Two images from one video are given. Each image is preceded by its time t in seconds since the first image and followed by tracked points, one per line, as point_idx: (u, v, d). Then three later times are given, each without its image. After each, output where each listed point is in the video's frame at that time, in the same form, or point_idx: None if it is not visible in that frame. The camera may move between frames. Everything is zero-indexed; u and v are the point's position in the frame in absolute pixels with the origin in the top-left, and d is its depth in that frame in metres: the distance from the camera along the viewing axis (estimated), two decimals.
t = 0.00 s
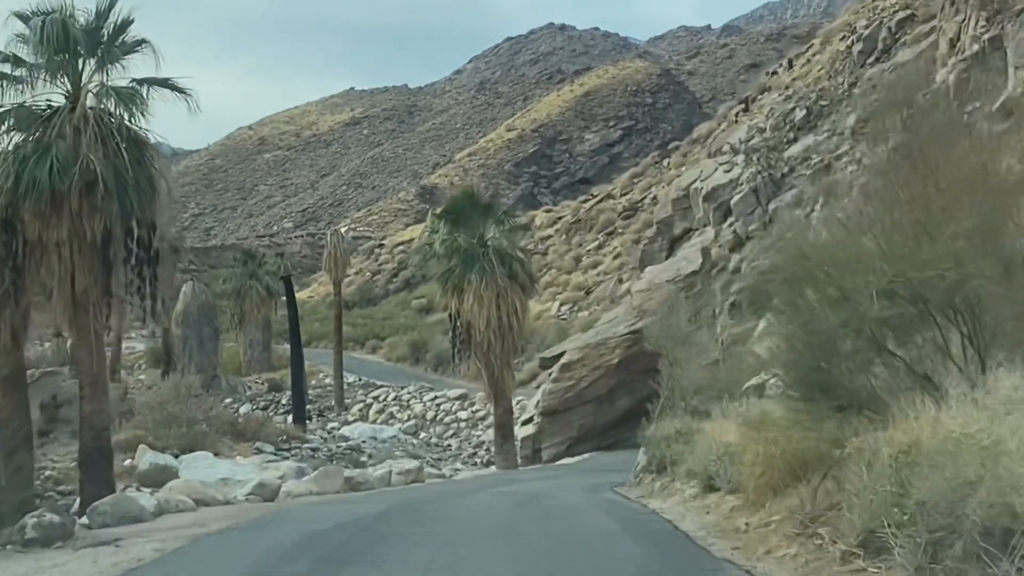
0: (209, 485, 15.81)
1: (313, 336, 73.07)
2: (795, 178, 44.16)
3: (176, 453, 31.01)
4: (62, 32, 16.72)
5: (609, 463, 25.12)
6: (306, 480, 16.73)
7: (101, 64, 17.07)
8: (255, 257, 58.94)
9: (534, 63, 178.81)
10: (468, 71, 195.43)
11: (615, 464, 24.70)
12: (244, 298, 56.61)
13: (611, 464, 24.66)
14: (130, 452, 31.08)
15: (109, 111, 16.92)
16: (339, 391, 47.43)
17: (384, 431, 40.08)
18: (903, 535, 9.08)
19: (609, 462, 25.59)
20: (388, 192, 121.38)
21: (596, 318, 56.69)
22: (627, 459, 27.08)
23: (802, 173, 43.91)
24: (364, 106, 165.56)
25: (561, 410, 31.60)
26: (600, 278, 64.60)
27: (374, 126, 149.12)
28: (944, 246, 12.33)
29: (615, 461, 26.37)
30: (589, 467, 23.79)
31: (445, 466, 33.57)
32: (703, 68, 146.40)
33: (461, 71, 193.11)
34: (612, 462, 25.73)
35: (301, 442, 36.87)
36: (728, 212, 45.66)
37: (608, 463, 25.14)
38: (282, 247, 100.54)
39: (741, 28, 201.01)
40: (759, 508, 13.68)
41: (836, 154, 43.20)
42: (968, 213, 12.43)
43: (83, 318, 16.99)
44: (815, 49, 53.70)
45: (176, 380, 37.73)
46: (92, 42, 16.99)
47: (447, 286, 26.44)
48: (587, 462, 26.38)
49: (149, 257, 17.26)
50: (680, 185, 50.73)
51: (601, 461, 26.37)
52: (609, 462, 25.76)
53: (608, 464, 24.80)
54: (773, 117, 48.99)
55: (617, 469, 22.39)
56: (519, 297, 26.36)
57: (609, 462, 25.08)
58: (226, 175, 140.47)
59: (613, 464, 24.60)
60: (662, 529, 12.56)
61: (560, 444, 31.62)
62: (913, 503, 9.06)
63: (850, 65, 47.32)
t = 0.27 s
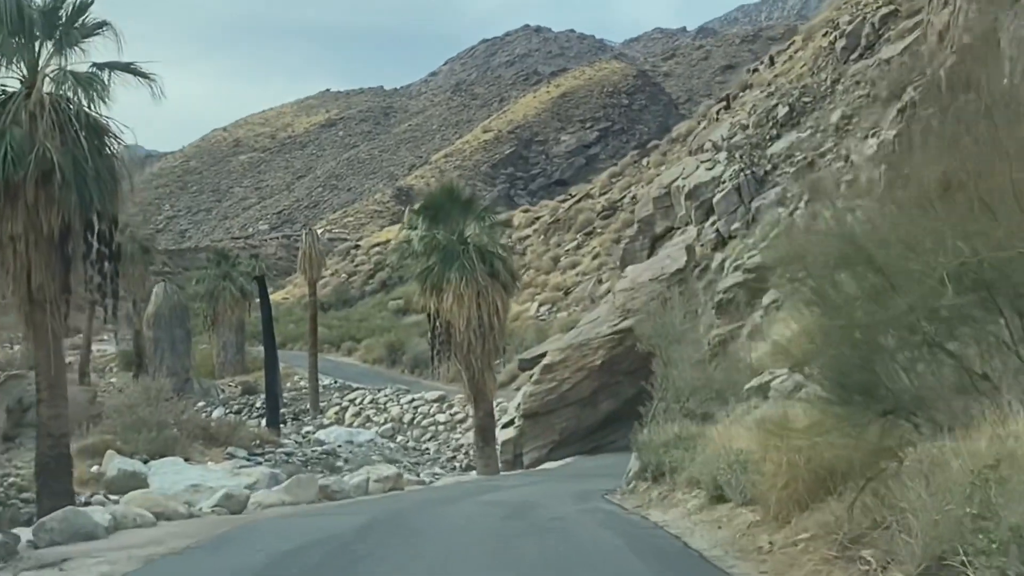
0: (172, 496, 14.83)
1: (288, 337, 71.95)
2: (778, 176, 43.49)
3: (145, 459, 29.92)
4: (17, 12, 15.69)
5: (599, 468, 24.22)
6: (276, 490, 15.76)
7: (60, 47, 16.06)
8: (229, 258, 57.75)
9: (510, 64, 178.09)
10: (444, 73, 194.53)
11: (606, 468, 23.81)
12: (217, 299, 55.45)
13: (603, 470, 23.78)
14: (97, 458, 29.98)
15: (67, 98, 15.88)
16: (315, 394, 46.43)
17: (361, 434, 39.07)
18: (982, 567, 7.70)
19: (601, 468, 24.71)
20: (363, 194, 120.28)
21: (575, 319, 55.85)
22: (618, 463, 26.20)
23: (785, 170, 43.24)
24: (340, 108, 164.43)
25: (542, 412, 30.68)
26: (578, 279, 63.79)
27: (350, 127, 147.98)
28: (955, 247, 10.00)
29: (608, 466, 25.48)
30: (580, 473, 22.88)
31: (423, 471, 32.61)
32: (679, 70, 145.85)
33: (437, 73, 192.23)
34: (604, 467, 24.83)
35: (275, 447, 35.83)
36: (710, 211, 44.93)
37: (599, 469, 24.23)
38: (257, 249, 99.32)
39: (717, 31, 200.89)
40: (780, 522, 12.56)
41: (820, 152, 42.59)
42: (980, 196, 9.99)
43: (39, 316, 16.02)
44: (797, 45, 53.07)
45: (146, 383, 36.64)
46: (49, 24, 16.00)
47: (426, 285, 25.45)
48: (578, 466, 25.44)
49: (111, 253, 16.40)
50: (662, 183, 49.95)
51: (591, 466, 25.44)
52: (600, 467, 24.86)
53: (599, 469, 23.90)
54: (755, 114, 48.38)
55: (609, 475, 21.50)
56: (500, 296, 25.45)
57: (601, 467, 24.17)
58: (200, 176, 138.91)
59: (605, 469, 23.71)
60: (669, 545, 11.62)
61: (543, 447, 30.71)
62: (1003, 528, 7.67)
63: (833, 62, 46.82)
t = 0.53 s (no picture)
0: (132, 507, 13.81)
1: (262, 338, 70.80)
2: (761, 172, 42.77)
3: (111, 464, 28.83)
4: None
5: (591, 473, 23.39)
6: (245, 499, 14.77)
7: (12, 28, 15.10)
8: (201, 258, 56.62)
9: (485, 66, 177.19)
10: (419, 74, 193.48)
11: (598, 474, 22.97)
12: (189, 300, 54.25)
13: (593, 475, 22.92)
14: (61, 463, 28.86)
15: (19, 81, 14.88)
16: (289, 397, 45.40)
17: (336, 438, 38.08)
18: None
19: (591, 473, 23.87)
20: (338, 195, 119.09)
21: (554, 319, 54.98)
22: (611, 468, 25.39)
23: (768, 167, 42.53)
24: (315, 108, 163.19)
25: (523, 415, 29.80)
26: (557, 279, 62.95)
27: (325, 127, 146.69)
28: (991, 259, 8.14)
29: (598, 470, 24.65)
30: (572, 478, 22.02)
31: (400, 476, 31.65)
32: (655, 71, 145.25)
33: (413, 74, 191.14)
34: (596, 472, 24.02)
35: (247, 451, 34.80)
36: (692, 208, 44.17)
37: (590, 474, 23.39)
38: (231, 250, 97.99)
39: (692, 32, 200.49)
40: (810, 541, 11.18)
41: (803, 149, 41.92)
42: None
43: None
44: (778, 42, 52.40)
45: (114, 386, 35.50)
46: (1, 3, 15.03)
47: (403, 283, 24.48)
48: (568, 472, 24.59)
49: (67, 247, 15.42)
50: (642, 181, 49.15)
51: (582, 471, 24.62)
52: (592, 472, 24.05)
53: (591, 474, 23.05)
54: (737, 110, 47.63)
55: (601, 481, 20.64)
56: (481, 295, 24.54)
57: (594, 473, 23.33)
58: (173, 177, 137.33)
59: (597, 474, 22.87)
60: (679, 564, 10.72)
61: (523, 451, 29.84)
62: None
63: (817, 57, 46.35)
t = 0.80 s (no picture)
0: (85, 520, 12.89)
1: (236, 338, 69.68)
2: (744, 168, 42.07)
3: (77, 467, 27.79)
4: None
5: (582, 476, 22.50)
6: (210, 510, 13.88)
7: None
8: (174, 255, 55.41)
9: (462, 64, 176.19)
10: (396, 73, 192.37)
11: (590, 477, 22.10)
12: (161, 299, 53.09)
13: (584, 478, 22.04)
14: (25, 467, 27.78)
15: None
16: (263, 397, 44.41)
17: (311, 439, 37.10)
18: None
19: (583, 475, 23.00)
20: (314, 194, 117.90)
21: (534, 317, 54.12)
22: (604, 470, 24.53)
23: (752, 163, 41.85)
24: (291, 107, 161.84)
25: (504, 415, 28.91)
26: (536, 276, 62.08)
27: (300, 126, 145.35)
28: None
29: (588, 472, 23.78)
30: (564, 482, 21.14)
31: (377, 478, 30.73)
32: (631, 68, 144.35)
33: (389, 73, 190.03)
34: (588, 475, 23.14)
35: (219, 453, 33.75)
36: (674, 204, 43.40)
37: (580, 476, 22.50)
38: (205, 250, 96.74)
39: (669, 30, 200.12)
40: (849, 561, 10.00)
41: (787, 144, 41.22)
42: None
43: None
44: (761, 35, 51.71)
45: (81, 387, 34.40)
46: None
47: (380, 279, 23.53)
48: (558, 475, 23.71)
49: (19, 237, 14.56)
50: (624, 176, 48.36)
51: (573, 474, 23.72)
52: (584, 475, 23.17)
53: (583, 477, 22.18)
54: (720, 105, 47.01)
55: (595, 484, 19.76)
56: (461, 290, 23.67)
57: (586, 476, 22.45)
58: (147, 176, 135.71)
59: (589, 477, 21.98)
60: None
61: (504, 453, 28.94)
62: None
63: (800, 50, 45.68)
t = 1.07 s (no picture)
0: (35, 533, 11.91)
1: (209, 336, 68.51)
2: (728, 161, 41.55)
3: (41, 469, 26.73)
4: None
5: (572, 476, 21.55)
6: (173, 519, 12.95)
7: None
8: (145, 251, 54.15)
9: (437, 61, 175.20)
10: (371, 70, 191.14)
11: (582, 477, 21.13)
12: (132, 296, 51.88)
13: (574, 478, 21.11)
14: None
15: None
16: (236, 396, 43.42)
17: (285, 439, 36.12)
18: None
19: (571, 476, 22.04)
20: (289, 190, 116.67)
21: (512, 314, 53.29)
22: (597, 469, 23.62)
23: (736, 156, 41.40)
24: (265, 103, 160.41)
25: (485, 413, 28.00)
26: (514, 273, 61.24)
27: (274, 122, 143.91)
28: None
29: (575, 472, 22.85)
30: (554, 483, 20.09)
31: (353, 480, 29.78)
32: (607, 65, 143.49)
33: (364, 70, 188.86)
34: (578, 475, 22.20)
35: (190, 454, 32.70)
36: (656, 198, 42.65)
37: (569, 476, 21.55)
38: (178, 247, 95.39)
39: (644, 28, 199.82)
40: None
41: (771, 138, 40.81)
42: None
43: None
44: (742, 27, 51.04)
45: (47, 386, 33.27)
46: None
47: (356, 273, 22.61)
48: (547, 475, 22.76)
49: None
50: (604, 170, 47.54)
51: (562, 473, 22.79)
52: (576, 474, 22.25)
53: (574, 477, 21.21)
54: (702, 97, 46.41)
55: (586, 486, 18.81)
56: (440, 285, 22.80)
57: (578, 476, 21.48)
58: (120, 173, 134.03)
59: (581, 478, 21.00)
60: None
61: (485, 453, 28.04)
62: None
63: (783, 42, 45.04)
